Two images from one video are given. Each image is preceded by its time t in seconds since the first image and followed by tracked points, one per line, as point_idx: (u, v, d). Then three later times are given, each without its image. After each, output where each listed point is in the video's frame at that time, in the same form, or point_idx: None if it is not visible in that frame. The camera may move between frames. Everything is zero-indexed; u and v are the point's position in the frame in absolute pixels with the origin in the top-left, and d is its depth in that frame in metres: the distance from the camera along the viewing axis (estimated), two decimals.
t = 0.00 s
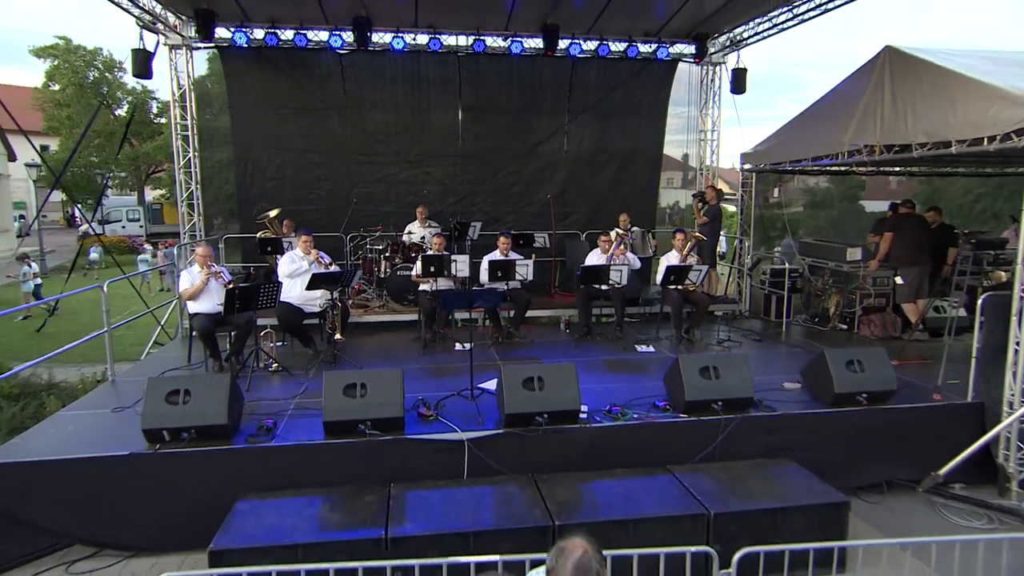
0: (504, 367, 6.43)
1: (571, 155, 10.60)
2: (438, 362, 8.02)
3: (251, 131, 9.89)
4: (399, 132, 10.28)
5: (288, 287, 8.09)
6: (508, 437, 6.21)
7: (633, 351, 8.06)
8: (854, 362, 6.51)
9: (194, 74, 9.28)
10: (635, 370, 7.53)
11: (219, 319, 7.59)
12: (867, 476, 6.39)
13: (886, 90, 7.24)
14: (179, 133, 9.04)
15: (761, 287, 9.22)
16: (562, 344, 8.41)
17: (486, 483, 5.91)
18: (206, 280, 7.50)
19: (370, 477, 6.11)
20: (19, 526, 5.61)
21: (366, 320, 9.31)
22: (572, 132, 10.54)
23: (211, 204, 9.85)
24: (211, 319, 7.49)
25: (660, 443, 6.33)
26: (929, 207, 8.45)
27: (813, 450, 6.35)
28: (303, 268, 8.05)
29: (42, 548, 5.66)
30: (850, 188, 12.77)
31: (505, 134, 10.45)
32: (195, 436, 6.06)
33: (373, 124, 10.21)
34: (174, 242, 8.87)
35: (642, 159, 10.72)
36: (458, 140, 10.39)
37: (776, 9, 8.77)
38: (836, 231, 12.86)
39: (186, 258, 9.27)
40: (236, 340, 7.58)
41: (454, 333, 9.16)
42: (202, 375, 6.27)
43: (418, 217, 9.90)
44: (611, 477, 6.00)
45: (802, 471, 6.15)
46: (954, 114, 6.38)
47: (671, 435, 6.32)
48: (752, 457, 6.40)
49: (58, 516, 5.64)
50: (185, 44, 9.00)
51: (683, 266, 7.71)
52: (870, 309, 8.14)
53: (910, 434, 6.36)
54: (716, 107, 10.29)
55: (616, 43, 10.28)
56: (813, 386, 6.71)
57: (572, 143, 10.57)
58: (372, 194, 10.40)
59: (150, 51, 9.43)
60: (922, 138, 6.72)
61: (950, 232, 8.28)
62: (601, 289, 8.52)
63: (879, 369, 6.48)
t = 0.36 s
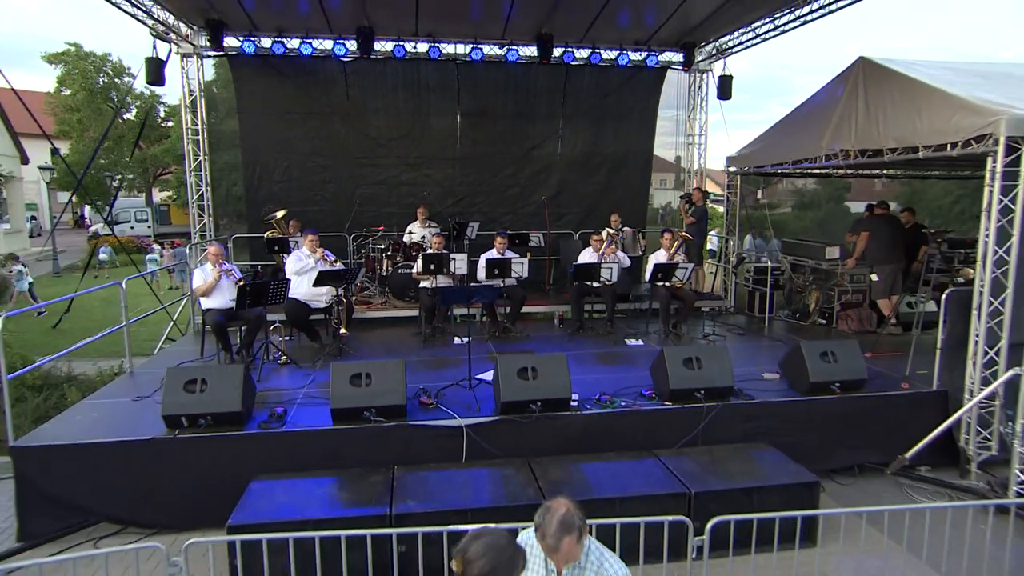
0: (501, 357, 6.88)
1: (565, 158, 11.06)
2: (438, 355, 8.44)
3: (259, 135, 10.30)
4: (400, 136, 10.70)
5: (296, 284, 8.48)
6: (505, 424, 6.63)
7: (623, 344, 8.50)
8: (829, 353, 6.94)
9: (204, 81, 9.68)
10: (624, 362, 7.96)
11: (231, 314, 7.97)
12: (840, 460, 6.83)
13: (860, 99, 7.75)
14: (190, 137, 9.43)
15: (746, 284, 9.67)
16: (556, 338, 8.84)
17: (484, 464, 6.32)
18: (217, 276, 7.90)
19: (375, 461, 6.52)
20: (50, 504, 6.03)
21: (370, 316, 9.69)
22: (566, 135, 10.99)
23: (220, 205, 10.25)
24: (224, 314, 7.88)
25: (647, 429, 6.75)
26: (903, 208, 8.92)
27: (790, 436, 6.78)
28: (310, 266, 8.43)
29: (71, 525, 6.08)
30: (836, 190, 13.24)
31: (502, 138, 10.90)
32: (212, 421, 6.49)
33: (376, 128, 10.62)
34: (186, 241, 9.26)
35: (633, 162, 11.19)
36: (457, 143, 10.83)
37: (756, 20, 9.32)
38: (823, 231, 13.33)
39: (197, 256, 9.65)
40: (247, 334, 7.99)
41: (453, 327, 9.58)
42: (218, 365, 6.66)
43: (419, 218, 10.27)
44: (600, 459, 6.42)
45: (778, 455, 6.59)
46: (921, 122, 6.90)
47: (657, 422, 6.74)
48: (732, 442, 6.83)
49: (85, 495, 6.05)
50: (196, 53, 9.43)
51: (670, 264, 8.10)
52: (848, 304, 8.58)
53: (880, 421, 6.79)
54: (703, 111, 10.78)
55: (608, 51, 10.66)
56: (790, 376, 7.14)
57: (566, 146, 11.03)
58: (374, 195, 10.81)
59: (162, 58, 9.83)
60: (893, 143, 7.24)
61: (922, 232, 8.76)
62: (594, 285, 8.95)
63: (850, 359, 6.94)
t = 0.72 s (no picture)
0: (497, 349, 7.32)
1: (558, 161, 11.55)
2: (437, 347, 8.89)
3: (265, 139, 10.74)
4: (400, 140, 11.15)
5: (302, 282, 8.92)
6: (501, 411, 7.09)
7: (612, 338, 8.99)
8: (803, 345, 7.43)
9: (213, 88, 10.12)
10: (613, 354, 8.45)
11: (242, 310, 8.38)
12: (814, 444, 7.30)
13: (834, 108, 8.30)
14: (200, 141, 9.84)
15: (729, 281, 10.18)
16: (549, 332, 9.31)
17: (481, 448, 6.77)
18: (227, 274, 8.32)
19: (380, 446, 6.97)
20: (77, 485, 6.47)
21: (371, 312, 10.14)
22: (559, 139, 11.48)
23: (227, 206, 10.69)
24: (235, 310, 8.29)
25: (634, 416, 7.21)
26: (876, 209, 9.45)
27: (767, 422, 7.24)
28: (315, 265, 8.86)
29: (95, 505, 6.50)
30: (819, 192, 13.54)
31: (497, 142, 11.37)
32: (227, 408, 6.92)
33: (377, 132, 11.07)
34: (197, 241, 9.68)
35: (623, 165, 11.69)
36: (454, 147, 11.30)
37: (739, 31, 9.82)
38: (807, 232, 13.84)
39: (206, 255, 10.06)
40: (257, 329, 8.42)
41: (452, 322, 10.07)
42: (232, 358, 7.06)
43: (419, 219, 10.67)
44: (589, 443, 6.88)
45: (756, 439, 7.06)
46: (888, 128, 7.43)
47: (643, 409, 7.20)
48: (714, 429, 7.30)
49: (109, 476, 6.49)
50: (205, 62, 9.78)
51: (657, 262, 8.54)
52: (825, 300, 9.07)
53: (850, 408, 7.29)
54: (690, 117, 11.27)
55: (597, 59, 11.28)
56: (767, 366, 7.62)
57: (559, 150, 11.51)
58: (375, 197, 11.26)
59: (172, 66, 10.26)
60: (864, 148, 7.78)
61: (893, 232, 9.30)
62: (585, 282, 9.41)
63: (823, 350, 7.43)
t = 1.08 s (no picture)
0: (491, 340, 7.84)
1: (549, 164, 12.10)
2: (434, 340, 9.38)
3: (268, 144, 11.20)
4: (398, 144, 11.65)
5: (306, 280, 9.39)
6: (495, 399, 7.60)
7: (600, 331, 9.55)
8: (777, 337, 7.98)
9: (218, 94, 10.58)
10: (600, 346, 9.00)
11: (250, 305, 8.85)
12: (786, 428, 7.87)
13: (805, 116, 8.94)
14: (207, 146, 10.22)
15: (711, 278, 10.74)
16: (541, 326, 9.84)
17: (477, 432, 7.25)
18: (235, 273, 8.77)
19: (382, 432, 7.45)
20: (101, 468, 6.94)
21: (371, 308, 10.66)
22: (550, 143, 12.02)
23: (232, 208, 11.14)
24: (243, 305, 8.76)
25: (619, 403, 7.74)
26: (845, 209, 10.12)
27: (743, 408, 7.79)
28: (318, 263, 9.33)
29: (116, 487, 6.95)
30: (801, 193, 14.19)
31: (491, 146, 11.90)
32: (239, 396, 7.38)
33: (375, 137, 11.56)
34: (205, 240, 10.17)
35: (611, 168, 12.26)
36: (450, 151, 11.81)
37: (718, 42, 10.41)
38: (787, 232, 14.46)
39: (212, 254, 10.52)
40: (264, 323, 8.89)
41: (448, 316, 10.62)
42: (242, 349, 7.50)
43: (416, 219, 11.17)
44: (577, 427, 7.39)
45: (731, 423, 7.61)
46: (854, 135, 8.03)
47: (628, 397, 7.73)
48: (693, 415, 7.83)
49: (130, 460, 6.97)
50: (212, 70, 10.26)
51: (642, 260, 9.07)
52: (799, 295, 9.75)
53: (819, 394, 7.86)
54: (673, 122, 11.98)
55: (585, 67, 11.94)
56: (743, 356, 8.18)
57: (550, 154, 12.05)
58: (374, 199, 11.75)
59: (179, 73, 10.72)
60: (833, 154, 8.39)
61: (862, 231, 9.95)
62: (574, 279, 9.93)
63: (795, 341, 7.98)
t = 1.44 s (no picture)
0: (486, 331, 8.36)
1: (540, 167, 12.64)
2: (432, 334, 9.90)
3: (270, 147, 11.66)
4: (395, 148, 12.17)
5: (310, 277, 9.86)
6: (490, 388, 8.12)
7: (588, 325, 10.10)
8: (753, 328, 8.55)
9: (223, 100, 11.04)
10: (589, 338, 9.55)
11: (256, 301, 9.31)
12: (761, 413, 8.45)
13: (780, 122, 9.56)
14: (213, 149, 10.67)
15: (693, 274, 11.35)
16: (532, 320, 10.38)
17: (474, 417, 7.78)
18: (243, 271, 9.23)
19: (384, 419, 7.95)
20: (121, 453, 7.41)
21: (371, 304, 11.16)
22: (541, 147, 12.57)
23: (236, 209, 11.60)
24: (250, 301, 9.22)
25: (606, 391, 8.28)
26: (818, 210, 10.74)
27: (721, 395, 8.35)
28: (321, 261, 9.80)
29: (136, 470, 7.41)
30: (781, 196, 14.86)
31: (484, 149, 12.43)
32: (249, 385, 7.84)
33: (374, 141, 12.06)
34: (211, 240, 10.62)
35: (599, 171, 12.84)
36: (445, 155, 12.33)
37: (699, 52, 11.01)
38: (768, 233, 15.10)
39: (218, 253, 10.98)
40: (270, 318, 9.36)
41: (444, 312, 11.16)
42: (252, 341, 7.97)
43: (413, 220, 11.68)
44: (567, 412, 7.93)
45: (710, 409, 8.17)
46: (824, 140, 8.64)
47: (614, 385, 8.27)
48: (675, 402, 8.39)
49: (149, 445, 7.43)
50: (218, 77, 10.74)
51: (628, 257, 9.62)
52: (775, 291, 10.37)
53: (791, 382, 8.44)
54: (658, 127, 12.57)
55: (574, 75, 12.50)
56: (721, 346, 8.75)
57: (541, 157, 12.60)
58: (372, 200, 12.24)
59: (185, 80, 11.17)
60: (805, 158, 9.00)
61: (834, 230, 10.59)
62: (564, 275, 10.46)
63: (770, 332, 8.55)
